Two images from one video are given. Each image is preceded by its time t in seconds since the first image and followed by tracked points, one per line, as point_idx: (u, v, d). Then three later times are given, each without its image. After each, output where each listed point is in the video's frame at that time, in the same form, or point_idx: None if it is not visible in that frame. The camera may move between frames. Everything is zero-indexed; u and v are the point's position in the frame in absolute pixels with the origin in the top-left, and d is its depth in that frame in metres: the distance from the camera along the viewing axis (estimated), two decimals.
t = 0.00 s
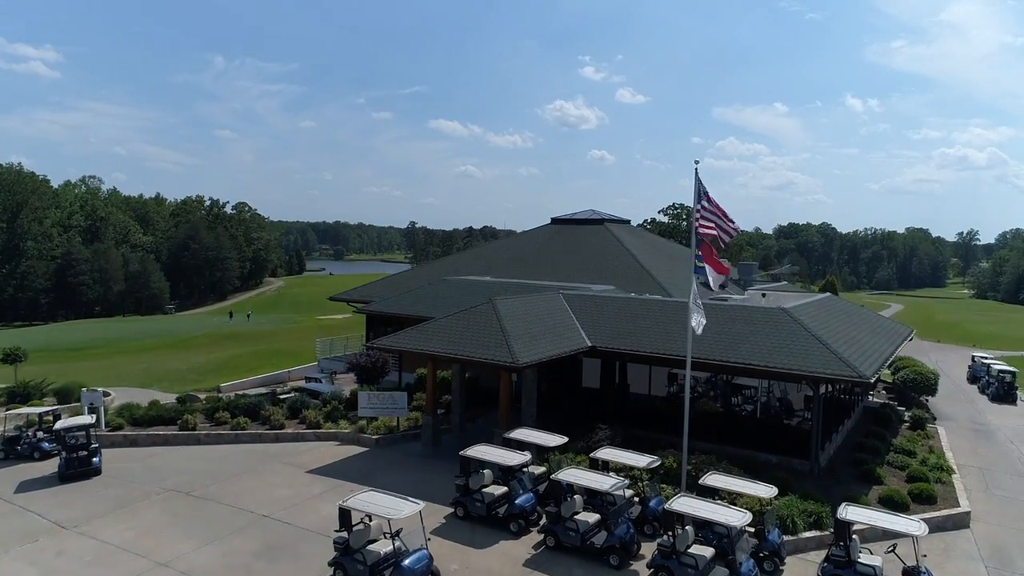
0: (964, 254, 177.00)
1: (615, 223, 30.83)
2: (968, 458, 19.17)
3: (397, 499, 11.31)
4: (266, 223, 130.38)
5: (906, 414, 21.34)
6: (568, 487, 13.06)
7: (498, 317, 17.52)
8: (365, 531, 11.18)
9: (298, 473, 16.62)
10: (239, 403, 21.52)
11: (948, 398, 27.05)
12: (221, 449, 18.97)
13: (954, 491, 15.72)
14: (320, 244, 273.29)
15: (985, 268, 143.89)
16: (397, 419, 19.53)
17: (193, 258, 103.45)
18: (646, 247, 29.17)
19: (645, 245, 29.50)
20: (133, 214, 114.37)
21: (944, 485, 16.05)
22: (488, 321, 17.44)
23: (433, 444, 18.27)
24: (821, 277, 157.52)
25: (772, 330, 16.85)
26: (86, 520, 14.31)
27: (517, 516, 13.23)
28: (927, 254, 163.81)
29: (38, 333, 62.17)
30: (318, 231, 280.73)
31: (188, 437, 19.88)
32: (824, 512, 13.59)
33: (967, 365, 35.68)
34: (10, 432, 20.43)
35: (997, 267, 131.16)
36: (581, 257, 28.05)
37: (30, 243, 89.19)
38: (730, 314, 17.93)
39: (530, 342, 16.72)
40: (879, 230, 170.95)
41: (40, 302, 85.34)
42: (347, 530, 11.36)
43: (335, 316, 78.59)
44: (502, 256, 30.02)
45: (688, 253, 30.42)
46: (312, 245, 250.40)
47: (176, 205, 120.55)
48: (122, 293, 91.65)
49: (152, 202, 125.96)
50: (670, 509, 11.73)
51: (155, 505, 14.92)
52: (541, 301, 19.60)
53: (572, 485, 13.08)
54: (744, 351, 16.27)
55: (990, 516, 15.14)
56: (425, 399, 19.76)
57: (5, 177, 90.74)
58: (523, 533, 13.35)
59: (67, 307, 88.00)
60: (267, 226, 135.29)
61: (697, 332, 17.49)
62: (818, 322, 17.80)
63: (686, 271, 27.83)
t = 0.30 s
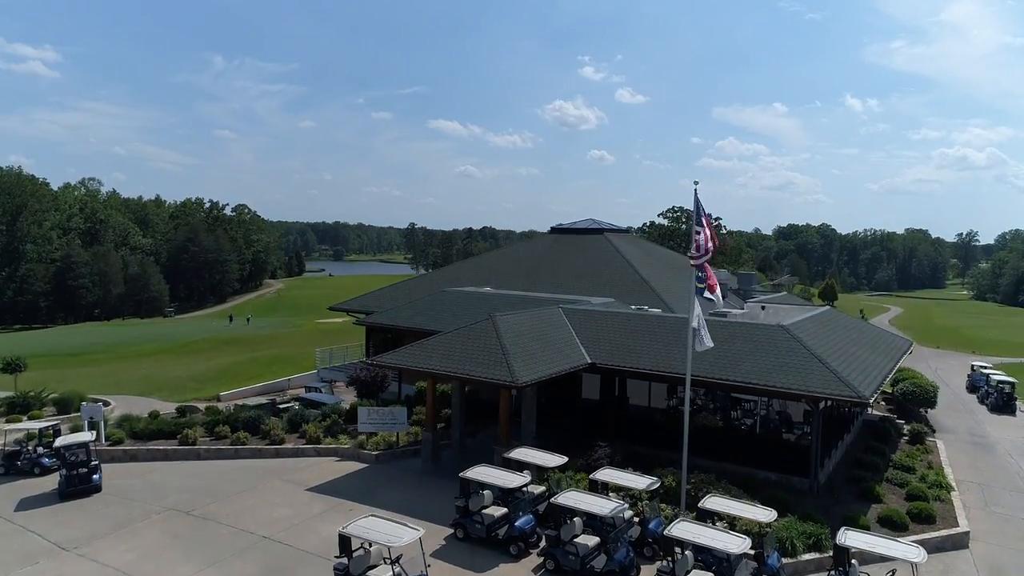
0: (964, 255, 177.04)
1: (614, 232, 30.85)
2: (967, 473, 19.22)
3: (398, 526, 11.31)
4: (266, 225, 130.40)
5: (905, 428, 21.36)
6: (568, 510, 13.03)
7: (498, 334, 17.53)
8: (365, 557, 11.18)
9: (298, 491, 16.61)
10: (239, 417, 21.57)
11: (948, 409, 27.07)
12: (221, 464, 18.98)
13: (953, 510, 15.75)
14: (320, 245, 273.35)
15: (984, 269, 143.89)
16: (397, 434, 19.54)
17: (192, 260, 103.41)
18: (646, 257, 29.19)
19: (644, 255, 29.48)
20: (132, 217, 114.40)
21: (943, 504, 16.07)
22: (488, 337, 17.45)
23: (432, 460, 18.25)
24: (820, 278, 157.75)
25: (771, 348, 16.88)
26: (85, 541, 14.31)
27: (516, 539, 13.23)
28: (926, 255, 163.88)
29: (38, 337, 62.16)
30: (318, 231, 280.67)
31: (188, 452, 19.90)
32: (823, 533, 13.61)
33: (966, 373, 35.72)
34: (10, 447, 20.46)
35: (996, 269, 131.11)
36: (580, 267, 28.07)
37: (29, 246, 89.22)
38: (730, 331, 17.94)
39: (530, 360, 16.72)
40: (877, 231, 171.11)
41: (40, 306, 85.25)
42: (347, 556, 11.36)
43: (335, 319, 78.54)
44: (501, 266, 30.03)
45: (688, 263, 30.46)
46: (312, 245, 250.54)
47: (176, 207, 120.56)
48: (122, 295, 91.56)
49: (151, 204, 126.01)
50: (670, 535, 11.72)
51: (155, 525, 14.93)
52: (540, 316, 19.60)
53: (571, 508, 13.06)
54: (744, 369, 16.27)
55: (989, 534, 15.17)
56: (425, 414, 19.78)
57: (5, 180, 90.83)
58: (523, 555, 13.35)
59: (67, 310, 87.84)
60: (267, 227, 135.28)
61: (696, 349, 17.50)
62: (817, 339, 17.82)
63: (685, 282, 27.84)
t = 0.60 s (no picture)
0: (962, 257, 177.21)
1: (612, 243, 30.91)
2: (964, 488, 19.27)
3: (394, 554, 11.35)
4: (265, 227, 130.43)
5: (904, 443, 21.40)
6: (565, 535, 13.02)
7: (496, 351, 17.56)
8: None
9: (295, 509, 16.64)
10: (238, 432, 21.62)
11: (946, 420, 27.13)
12: (220, 481, 19.01)
13: (950, 529, 15.79)
14: (319, 245, 273.19)
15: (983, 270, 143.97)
16: (396, 450, 19.57)
17: (191, 263, 103.39)
18: (644, 268, 29.26)
19: (642, 266, 29.52)
20: (131, 219, 114.42)
21: (940, 523, 16.12)
22: (486, 356, 17.46)
23: (432, 478, 18.33)
24: (819, 279, 157.84)
25: (768, 366, 16.91)
26: (83, 562, 14.34)
27: (514, 562, 13.24)
28: (925, 256, 164.03)
29: (37, 341, 62.12)
30: (317, 232, 280.60)
31: (187, 468, 19.93)
32: (821, 556, 13.60)
33: (964, 382, 35.80)
34: (9, 462, 20.46)
35: (995, 271, 131.18)
36: (578, 278, 28.12)
37: (28, 250, 89.18)
38: (728, 348, 17.95)
39: (528, 379, 16.72)
40: (876, 233, 171.31)
41: (38, 309, 85.11)
42: None
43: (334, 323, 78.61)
44: (499, 276, 30.07)
45: (686, 273, 30.49)
46: (311, 246, 250.50)
47: (175, 210, 120.59)
48: (121, 298, 91.45)
49: (150, 206, 125.94)
50: (666, 562, 11.72)
51: (153, 545, 14.95)
52: (538, 332, 19.63)
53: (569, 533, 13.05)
54: (742, 389, 16.27)
55: (986, 554, 15.21)
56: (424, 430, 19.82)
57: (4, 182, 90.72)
58: None
59: (65, 313, 87.63)
60: (266, 229, 135.26)
61: (693, 367, 17.54)
62: (814, 356, 17.83)
63: (683, 293, 27.91)
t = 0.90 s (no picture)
0: (961, 258, 177.23)
1: (611, 253, 30.95)
2: (961, 503, 19.33)
3: None
4: (264, 229, 130.54)
5: (902, 457, 21.45)
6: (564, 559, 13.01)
7: (494, 370, 17.59)
8: None
9: (295, 529, 16.67)
10: (238, 446, 21.68)
11: (945, 431, 27.18)
12: (220, 497, 19.05)
13: (947, 549, 15.84)
14: (319, 246, 273.23)
15: (982, 272, 143.98)
16: (395, 467, 19.59)
17: (191, 266, 103.45)
18: (643, 279, 29.31)
19: (641, 277, 29.55)
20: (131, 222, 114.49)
21: (937, 542, 16.17)
22: (485, 375, 17.48)
23: (431, 495, 18.38)
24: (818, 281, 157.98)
25: (767, 385, 16.92)
26: None
27: None
28: (925, 257, 164.03)
29: (37, 346, 62.17)
30: (316, 232, 280.70)
31: (187, 484, 19.97)
32: None
33: (962, 390, 35.89)
34: (9, 478, 20.49)
35: (994, 273, 131.26)
36: (577, 289, 28.15)
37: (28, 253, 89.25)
38: (727, 367, 17.96)
39: (527, 399, 16.75)
40: (875, 234, 171.35)
41: (38, 313, 85.14)
42: None
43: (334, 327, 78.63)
44: (498, 287, 30.12)
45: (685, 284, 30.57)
46: (311, 246, 250.65)
47: (175, 212, 120.67)
48: (121, 302, 91.43)
49: (150, 208, 125.97)
50: None
51: (154, 566, 14.98)
52: (537, 348, 19.67)
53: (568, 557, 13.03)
54: (741, 408, 16.28)
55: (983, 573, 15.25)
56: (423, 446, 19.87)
57: (4, 186, 90.70)
58: None
59: (65, 316, 87.60)
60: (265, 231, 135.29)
61: (692, 386, 17.57)
62: (812, 374, 17.84)
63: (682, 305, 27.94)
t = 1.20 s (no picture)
0: (960, 260, 177.35)
1: (610, 263, 30.99)
2: (956, 518, 19.42)
3: None
4: (263, 232, 130.59)
5: (898, 472, 21.49)
6: None
7: (492, 388, 17.63)
8: None
9: (292, 547, 16.71)
10: (237, 461, 21.74)
11: (942, 442, 27.27)
12: (219, 514, 19.11)
13: (942, 568, 15.89)
14: (318, 247, 273.26)
15: (981, 274, 143.99)
16: (393, 483, 19.64)
17: (190, 269, 103.48)
18: (642, 289, 29.32)
19: (640, 287, 29.56)
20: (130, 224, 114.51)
21: (933, 560, 16.23)
22: (482, 393, 17.52)
23: (428, 512, 18.40)
24: (817, 283, 158.04)
25: (763, 403, 16.96)
26: None
27: None
28: (924, 259, 164.07)
29: (36, 351, 62.19)
30: (316, 233, 281.05)
31: (186, 500, 19.99)
32: None
33: (960, 397, 35.97)
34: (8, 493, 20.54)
35: (993, 275, 131.30)
36: (576, 300, 28.16)
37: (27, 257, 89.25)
38: (724, 384, 18.00)
39: (524, 417, 16.79)
40: (874, 236, 171.42)
41: (37, 316, 85.10)
42: None
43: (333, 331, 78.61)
44: (497, 297, 30.13)
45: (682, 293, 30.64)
46: (310, 247, 250.58)
47: (174, 215, 120.77)
48: (121, 305, 91.43)
49: (150, 211, 126.08)
50: None
51: None
52: (535, 364, 19.71)
53: None
54: (736, 428, 16.34)
55: None
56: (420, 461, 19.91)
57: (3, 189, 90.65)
58: None
59: (64, 320, 87.57)
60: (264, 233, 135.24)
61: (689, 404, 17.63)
62: (807, 391, 17.87)
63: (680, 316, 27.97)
